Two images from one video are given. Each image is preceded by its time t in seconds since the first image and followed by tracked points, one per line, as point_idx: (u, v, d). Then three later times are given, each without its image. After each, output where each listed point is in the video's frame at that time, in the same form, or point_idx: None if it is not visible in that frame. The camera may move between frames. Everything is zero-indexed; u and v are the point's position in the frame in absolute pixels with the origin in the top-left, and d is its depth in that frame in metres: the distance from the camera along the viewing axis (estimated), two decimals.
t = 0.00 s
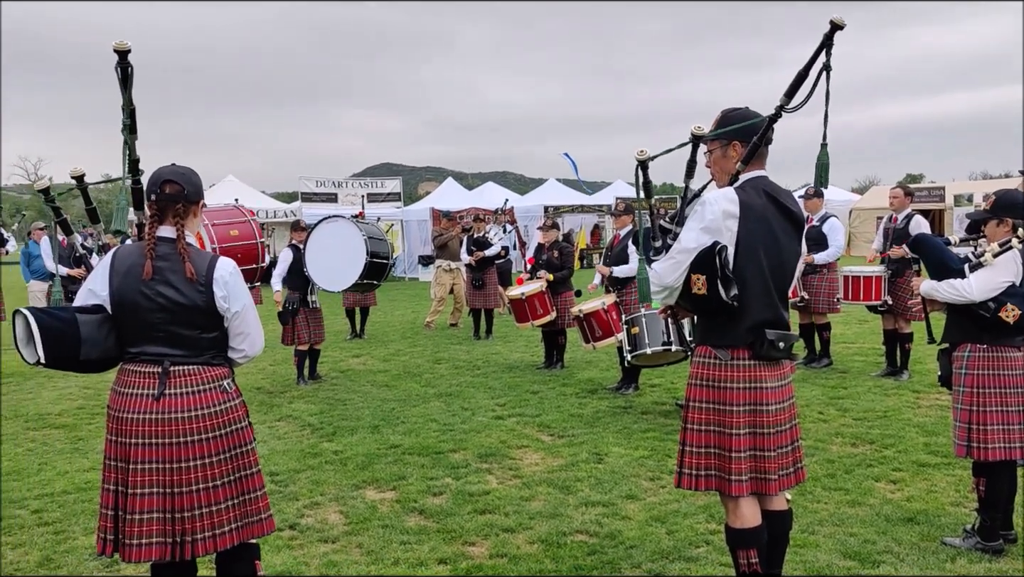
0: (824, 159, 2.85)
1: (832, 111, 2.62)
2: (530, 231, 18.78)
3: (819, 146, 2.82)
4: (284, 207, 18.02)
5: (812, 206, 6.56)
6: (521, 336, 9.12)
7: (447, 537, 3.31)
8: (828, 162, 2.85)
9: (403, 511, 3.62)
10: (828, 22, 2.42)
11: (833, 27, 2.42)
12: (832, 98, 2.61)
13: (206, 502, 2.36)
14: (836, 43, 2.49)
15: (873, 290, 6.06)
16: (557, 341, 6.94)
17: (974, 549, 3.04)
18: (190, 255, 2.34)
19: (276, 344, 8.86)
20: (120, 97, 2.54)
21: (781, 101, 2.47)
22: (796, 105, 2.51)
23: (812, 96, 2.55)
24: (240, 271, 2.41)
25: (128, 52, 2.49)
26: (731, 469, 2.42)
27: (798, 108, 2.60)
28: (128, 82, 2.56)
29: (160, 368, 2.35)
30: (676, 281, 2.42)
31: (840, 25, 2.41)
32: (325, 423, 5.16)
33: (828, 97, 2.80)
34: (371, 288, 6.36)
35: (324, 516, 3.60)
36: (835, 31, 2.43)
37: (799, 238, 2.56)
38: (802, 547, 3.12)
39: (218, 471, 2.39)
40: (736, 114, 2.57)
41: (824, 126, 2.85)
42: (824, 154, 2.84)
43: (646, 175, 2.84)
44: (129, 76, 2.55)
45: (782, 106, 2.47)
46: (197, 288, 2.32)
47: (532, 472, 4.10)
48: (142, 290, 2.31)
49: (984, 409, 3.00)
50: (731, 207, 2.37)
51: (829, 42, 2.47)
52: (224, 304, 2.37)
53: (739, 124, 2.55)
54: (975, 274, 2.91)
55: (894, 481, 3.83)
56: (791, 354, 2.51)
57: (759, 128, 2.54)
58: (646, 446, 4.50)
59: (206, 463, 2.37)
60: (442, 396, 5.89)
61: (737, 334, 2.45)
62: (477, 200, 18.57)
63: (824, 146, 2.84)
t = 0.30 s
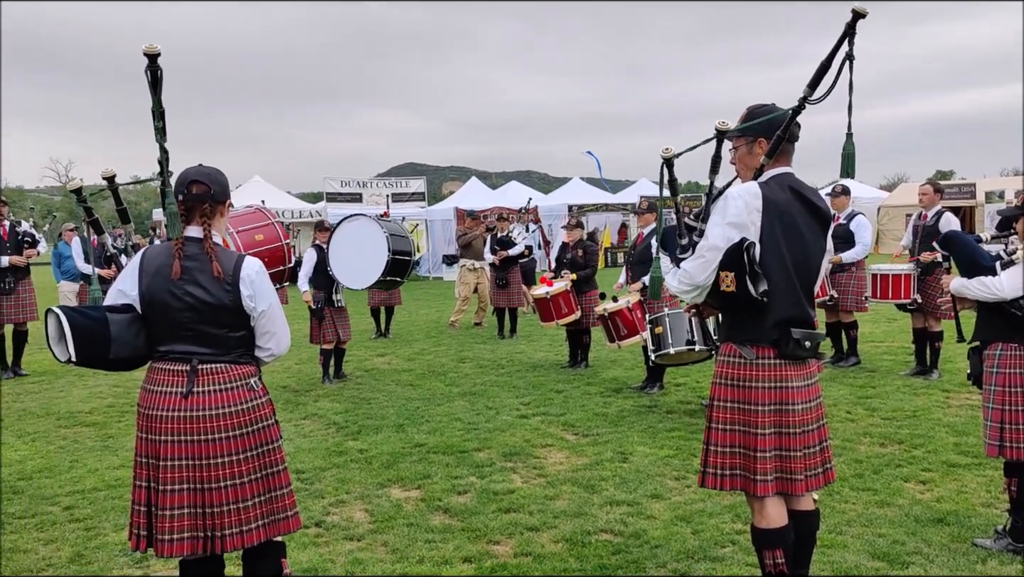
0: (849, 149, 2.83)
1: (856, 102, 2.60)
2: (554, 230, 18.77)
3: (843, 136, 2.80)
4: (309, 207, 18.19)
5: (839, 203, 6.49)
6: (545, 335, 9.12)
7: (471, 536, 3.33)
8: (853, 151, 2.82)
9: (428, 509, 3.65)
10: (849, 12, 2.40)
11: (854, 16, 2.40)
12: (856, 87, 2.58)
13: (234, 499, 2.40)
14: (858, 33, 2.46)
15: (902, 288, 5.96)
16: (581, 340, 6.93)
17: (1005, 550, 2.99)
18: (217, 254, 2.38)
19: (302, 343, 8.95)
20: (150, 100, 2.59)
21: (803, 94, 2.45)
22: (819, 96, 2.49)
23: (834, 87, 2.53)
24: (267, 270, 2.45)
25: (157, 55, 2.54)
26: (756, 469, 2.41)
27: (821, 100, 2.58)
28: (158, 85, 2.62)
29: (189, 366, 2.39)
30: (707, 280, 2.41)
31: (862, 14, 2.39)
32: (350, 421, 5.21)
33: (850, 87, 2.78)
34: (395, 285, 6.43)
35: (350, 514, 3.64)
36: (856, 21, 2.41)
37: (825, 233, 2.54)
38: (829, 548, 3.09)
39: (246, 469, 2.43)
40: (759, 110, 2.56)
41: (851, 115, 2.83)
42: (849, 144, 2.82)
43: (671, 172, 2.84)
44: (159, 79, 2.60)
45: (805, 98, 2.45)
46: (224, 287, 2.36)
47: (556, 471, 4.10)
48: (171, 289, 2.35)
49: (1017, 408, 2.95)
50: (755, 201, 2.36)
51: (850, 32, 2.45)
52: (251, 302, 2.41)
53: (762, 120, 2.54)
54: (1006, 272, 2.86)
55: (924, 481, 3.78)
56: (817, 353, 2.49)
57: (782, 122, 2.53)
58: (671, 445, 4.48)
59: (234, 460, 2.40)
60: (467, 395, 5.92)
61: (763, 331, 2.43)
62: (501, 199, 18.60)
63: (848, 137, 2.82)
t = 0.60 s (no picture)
0: (884, 143, 2.80)
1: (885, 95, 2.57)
2: (578, 229, 18.75)
3: (876, 130, 2.77)
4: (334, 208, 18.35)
5: (867, 201, 6.41)
6: (570, 335, 9.12)
7: (496, 535, 3.34)
8: (888, 145, 2.79)
9: (453, 508, 3.67)
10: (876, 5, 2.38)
11: (881, 9, 2.38)
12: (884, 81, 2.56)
13: (261, 497, 2.43)
14: (884, 26, 2.44)
15: (933, 287, 5.88)
16: (606, 339, 6.92)
17: None
18: (244, 255, 2.41)
19: (327, 343, 9.03)
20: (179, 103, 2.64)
21: (830, 88, 2.43)
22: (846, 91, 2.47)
23: (862, 81, 2.51)
24: (293, 270, 2.48)
25: (186, 58, 2.59)
26: (783, 469, 2.39)
27: (848, 94, 2.55)
28: (186, 89, 2.66)
29: (217, 365, 2.43)
30: (733, 277, 2.39)
31: (888, 7, 2.37)
32: (376, 421, 5.25)
33: (879, 82, 2.75)
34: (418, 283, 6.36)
35: (376, 512, 3.67)
36: (883, 14, 2.39)
37: (852, 230, 2.51)
38: (858, 549, 3.05)
39: (273, 467, 2.46)
40: (786, 107, 2.55)
41: (881, 109, 2.80)
42: (884, 138, 2.79)
43: (697, 170, 2.82)
44: (187, 83, 2.64)
45: (832, 92, 2.43)
46: (251, 286, 2.40)
47: (581, 471, 4.10)
48: (199, 290, 2.39)
49: None
50: (781, 198, 2.34)
51: (877, 26, 2.43)
52: (278, 302, 2.44)
53: (788, 116, 2.53)
54: None
55: (955, 482, 3.72)
56: (845, 353, 2.46)
57: (808, 119, 2.51)
58: (696, 445, 4.46)
59: (262, 459, 2.44)
60: (491, 394, 5.93)
61: (790, 328, 2.42)
62: (526, 199, 18.62)
63: (882, 130, 2.79)
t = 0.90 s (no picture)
0: (908, 135, 2.77)
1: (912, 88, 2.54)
2: (601, 227, 18.71)
3: (901, 122, 2.74)
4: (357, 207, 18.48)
5: (897, 197, 6.34)
6: (593, 333, 9.11)
7: (520, 532, 3.36)
8: (912, 137, 2.76)
9: (477, 505, 3.69)
10: None
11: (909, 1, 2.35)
12: (911, 74, 2.53)
13: (287, 493, 2.46)
14: (911, 18, 2.41)
15: (961, 284, 5.79)
16: (629, 337, 6.91)
17: None
18: (268, 254, 2.44)
19: (351, 341, 9.11)
20: (202, 104, 2.67)
21: (856, 82, 2.40)
22: (872, 84, 2.45)
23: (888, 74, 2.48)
24: (316, 269, 2.50)
25: (209, 60, 2.62)
26: (809, 468, 2.37)
27: (874, 88, 2.53)
28: (210, 89, 2.69)
29: (243, 363, 2.46)
30: (759, 273, 2.39)
31: None
32: (399, 418, 5.29)
33: (905, 75, 2.72)
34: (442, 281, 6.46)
35: (400, 509, 3.70)
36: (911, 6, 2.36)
37: (879, 227, 2.49)
38: (885, 549, 3.03)
39: (298, 464, 2.48)
40: (811, 102, 2.53)
41: (908, 102, 2.77)
42: (908, 130, 2.76)
43: (722, 164, 2.82)
44: (210, 84, 2.67)
45: (858, 86, 2.40)
46: (276, 285, 2.43)
47: (605, 469, 4.10)
48: (225, 288, 2.43)
49: None
50: (807, 193, 2.33)
51: (904, 18, 2.40)
52: (302, 301, 2.47)
53: (813, 111, 2.51)
54: None
55: (984, 481, 3.67)
56: (873, 351, 2.44)
57: (834, 113, 2.49)
58: (720, 443, 4.44)
59: (287, 456, 2.46)
60: (515, 392, 5.95)
61: (816, 325, 2.40)
62: (549, 197, 18.61)
63: (907, 122, 2.76)
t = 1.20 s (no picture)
0: (930, 135, 2.74)
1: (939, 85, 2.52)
2: (624, 224, 18.66)
3: (924, 121, 2.71)
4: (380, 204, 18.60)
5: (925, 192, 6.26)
6: (616, 330, 9.10)
7: (542, 529, 3.37)
8: (934, 137, 2.73)
9: (499, 501, 3.71)
10: None
11: None
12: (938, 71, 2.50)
13: (311, 487, 2.48)
14: (939, 14, 2.39)
15: (989, 280, 5.74)
16: (652, 334, 6.89)
17: None
18: (292, 251, 2.46)
19: (374, 337, 9.18)
20: (230, 97, 2.67)
21: (883, 78, 2.38)
22: (900, 81, 2.42)
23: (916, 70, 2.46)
24: (339, 264, 2.53)
25: (237, 52, 2.61)
26: (835, 464, 2.36)
27: (901, 85, 2.50)
28: (237, 82, 2.71)
29: (266, 358, 2.48)
30: (782, 271, 2.37)
31: None
32: (422, 415, 5.33)
33: (930, 72, 2.70)
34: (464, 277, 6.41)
35: (422, 505, 3.73)
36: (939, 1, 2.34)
37: (906, 223, 2.47)
38: (910, 547, 3.00)
39: (322, 458, 2.51)
40: (837, 97, 2.51)
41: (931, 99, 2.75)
42: (930, 130, 2.73)
43: (748, 163, 2.81)
44: (238, 76, 2.67)
45: (885, 83, 2.38)
46: (298, 281, 2.45)
47: (627, 466, 4.10)
48: (249, 284, 2.44)
49: None
50: (833, 190, 2.31)
51: (933, 14, 2.38)
52: (325, 296, 2.49)
53: (840, 107, 2.49)
54: None
55: (1013, 480, 3.62)
56: (899, 347, 2.42)
57: (860, 109, 2.47)
58: (744, 441, 4.42)
59: (311, 451, 2.48)
60: (537, 389, 5.97)
61: (841, 322, 2.39)
62: (571, 194, 18.59)
63: (929, 122, 2.73)
